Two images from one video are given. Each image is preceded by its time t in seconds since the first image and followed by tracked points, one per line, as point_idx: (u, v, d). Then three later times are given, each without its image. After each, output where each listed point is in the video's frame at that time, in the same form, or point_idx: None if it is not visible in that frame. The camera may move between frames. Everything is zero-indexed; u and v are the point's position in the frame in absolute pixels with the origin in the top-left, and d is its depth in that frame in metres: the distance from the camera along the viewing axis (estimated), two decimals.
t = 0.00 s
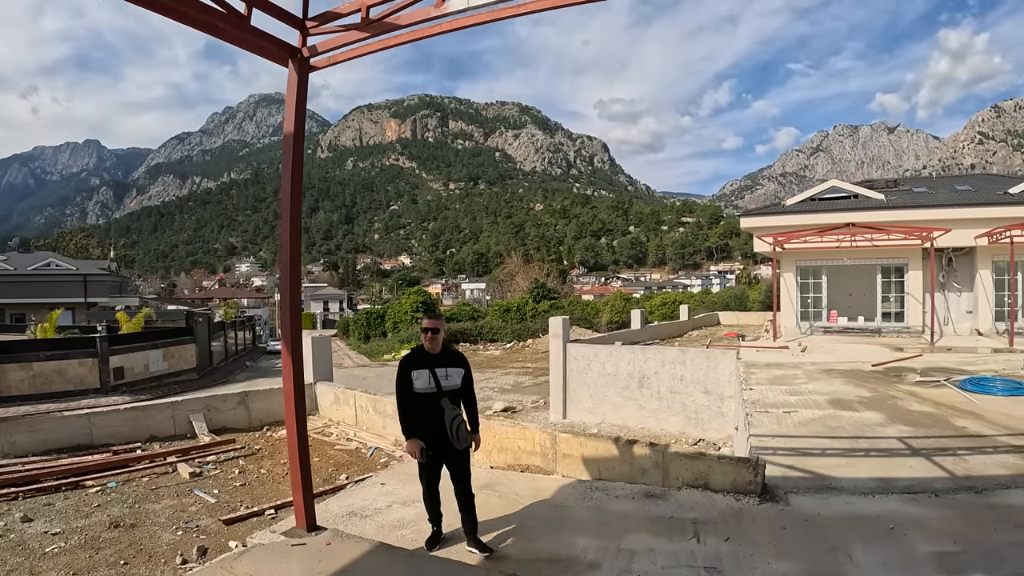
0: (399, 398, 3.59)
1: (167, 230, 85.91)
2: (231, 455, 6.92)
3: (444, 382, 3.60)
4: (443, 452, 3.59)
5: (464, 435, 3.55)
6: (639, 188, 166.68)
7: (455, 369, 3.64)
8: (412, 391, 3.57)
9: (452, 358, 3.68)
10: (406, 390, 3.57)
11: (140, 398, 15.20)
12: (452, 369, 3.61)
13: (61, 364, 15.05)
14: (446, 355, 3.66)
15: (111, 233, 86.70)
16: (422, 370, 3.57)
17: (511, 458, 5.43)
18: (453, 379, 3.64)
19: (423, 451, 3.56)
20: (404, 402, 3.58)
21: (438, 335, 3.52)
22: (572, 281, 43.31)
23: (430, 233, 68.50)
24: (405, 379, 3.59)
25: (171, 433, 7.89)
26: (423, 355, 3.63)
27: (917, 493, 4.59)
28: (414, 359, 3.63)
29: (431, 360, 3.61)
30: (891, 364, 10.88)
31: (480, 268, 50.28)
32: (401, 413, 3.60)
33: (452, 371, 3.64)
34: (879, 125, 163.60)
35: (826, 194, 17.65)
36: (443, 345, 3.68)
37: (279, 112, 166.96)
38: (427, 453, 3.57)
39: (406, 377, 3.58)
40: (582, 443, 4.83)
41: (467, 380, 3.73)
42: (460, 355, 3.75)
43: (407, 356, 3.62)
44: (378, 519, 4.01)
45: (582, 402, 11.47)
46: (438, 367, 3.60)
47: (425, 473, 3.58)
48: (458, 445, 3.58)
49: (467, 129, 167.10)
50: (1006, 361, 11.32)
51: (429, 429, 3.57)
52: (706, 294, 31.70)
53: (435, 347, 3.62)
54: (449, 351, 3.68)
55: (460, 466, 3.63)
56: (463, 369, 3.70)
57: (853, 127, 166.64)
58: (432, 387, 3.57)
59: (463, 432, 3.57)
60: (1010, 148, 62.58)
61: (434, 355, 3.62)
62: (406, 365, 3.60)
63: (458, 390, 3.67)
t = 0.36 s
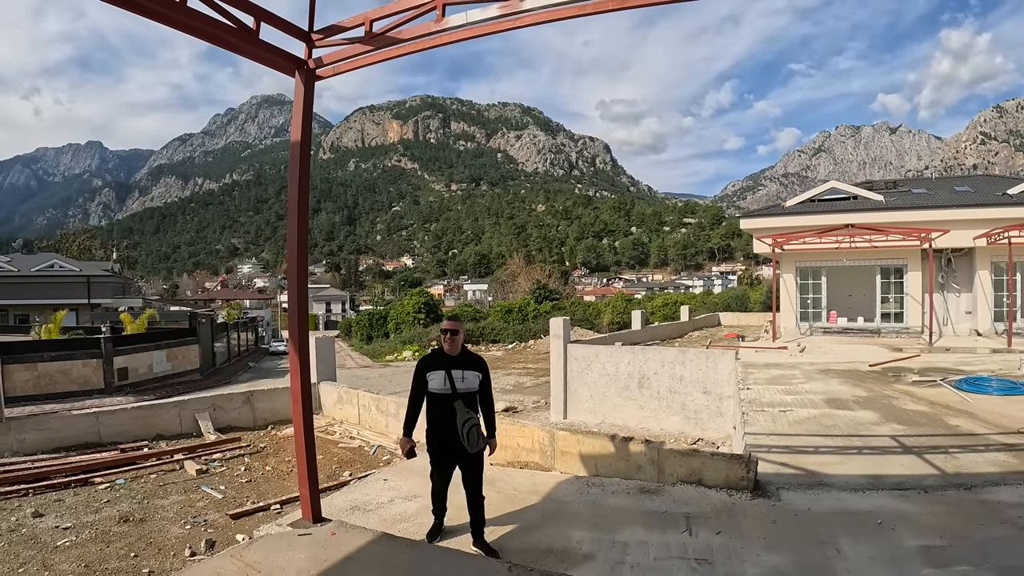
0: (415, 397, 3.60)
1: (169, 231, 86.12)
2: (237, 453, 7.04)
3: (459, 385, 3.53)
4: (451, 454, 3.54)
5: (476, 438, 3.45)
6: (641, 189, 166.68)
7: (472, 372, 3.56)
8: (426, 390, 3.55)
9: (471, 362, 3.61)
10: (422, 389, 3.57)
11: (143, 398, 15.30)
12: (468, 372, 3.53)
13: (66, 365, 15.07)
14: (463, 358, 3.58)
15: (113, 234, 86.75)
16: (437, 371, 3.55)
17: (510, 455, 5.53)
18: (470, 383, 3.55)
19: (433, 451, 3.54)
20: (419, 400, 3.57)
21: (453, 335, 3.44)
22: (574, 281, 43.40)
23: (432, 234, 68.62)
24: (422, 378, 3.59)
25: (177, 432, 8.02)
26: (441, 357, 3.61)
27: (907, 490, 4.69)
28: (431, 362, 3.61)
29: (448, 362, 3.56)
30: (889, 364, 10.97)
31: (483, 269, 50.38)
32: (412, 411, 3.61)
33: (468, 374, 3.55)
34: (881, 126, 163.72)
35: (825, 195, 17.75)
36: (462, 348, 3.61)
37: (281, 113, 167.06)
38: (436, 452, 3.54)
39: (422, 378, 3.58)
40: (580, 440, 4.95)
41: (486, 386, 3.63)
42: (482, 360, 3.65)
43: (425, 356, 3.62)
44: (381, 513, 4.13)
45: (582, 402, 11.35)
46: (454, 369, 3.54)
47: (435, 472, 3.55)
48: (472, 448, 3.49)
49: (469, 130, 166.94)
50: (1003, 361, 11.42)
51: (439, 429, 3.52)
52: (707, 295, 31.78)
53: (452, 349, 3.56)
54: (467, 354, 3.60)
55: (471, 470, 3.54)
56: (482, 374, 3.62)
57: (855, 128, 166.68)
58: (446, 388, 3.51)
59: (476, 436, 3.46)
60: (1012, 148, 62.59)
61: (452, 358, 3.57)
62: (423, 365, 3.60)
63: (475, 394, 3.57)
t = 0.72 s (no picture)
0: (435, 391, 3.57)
1: (171, 231, 86.15)
2: (241, 449, 7.15)
3: (480, 378, 3.52)
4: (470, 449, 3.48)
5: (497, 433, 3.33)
6: (643, 188, 166.67)
7: (493, 365, 3.54)
8: (447, 385, 3.53)
9: (491, 356, 3.58)
10: (443, 384, 3.56)
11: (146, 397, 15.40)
12: (489, 366, 3.52)
13: (70, 364, 15.12)
14: (484, 352, 3.57)
15: (115, 234, 86.85)
16: (458, 365, 3.51)
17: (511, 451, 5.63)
18: (490, 376, 3.54)
19: (452, 444, 3.48)
20: (439, 395, 3.56)
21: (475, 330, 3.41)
22: (576, 281, 43.49)
23: (433, 234, 68.75)
24: (443, 372, 3.58)
25: (182, 428, 8.13)
26: (462, 351, 3.57)
27: (900, 483, 4.78)
28: (451, 356, 3.59)
29: (469, 356, 3.55)
30: (887, 362, 11.07)
31: (484, 269, 50.55)
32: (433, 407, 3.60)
33: (489, 368, 3.54)
34: (883, 125, 163.77)
35: (825, 194, 17.87)
36: (483, 343, 3.61)
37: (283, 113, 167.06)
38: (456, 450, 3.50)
39: (442, 373, 3.56)
40: (579, 435, 5.04)
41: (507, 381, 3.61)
42: (501, 355, 3.63)
43: (447, 351, 3.60)
44: (384, 505, 4.23)
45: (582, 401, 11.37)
46: (475, 363, 3.53)
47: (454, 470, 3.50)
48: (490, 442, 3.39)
49: (471, 130, 166.93)
50: (1000, 359, 11.51)
51: (461, 424, 3.48)
52: (708, 294, 31.85)
53: (474, 344, 3.55)
54: (489, 349, 3.59)
55: (488, 465, 3.49)
56: (503, 368, 3.60)
57: (857, 126, 166.67)
58: (467, 382, 3.49)
59: (497, 431, 3.34)
60: (1014, 146, 62.59)
61: (474, 352, 3.54)
62: (444, 359, 3.58)
63: (496, 387, 3.55)
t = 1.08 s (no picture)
0: (451, 395, 3.57)
1: (173, 233, 86.37)
2: (249, 448, 7.33)
3: (495, 383, 3.59)
4: (487, 451, 3.52)
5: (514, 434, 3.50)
6: (644, 188, 166.72)
7: (506, 370, 3.64)
8: (465, 390, 3.53)
9: (503, 360, 3.67)
10: (459, 388, 3.55)
11: (152, 399, 15.59)
12: (504, 370, 3.61)
13: (75, 365, 15.31)
14: (498, 357, 3.64)
15: (117, 235, 87.06)
16: (475, 369, 3.54)
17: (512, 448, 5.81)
18: (504, 381, 3.63)
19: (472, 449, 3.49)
20: (456, 400, 3.56)
21: (496, 336, 3.49)
22: (578, 280, 43.59)
23: (435, 234, 68.92)
24: (458, 378, 3.56)
25: (191, 428, 8.32)
26: (476, 356, 3.61)
27: (888, 479, 4.94)
28: (465, 360, 3.60)
29: (486, 362, 3.59)
30: (883, 361, 11.22)
31: (486, 269, 50.69)
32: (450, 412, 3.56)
33: (503, 372, 3.63)
34: (884, 123, 163.64)
35: (824, 194, 18.05)
36: (496, 348, 3.67)
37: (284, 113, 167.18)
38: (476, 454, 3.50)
39: (458, 377, 3.55)
40: (577, 434, 5.22)
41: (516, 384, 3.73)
42: (511, 359, 3.72)
43: (462, 356, 3.59)
44: (390, 500, 4.42)
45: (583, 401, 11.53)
46: (491, 368, 3.58)
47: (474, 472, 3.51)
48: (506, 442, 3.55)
49: (472, 130, 166.94)
50: (996, 357, 11.65)
51: (479, 427, 3.52)
52: (709, 293, 31.97)
53: (491, 350, 3.59)
54: (502, 354, 3.68)
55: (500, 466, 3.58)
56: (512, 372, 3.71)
57: (858, 125, 166.58)
58: (485, 386, 3.55)
59: (513, 432, 3.53)
60: (1015, 144, 62.54)
61: (490, 357, 3.60)
62: (459, 365, 3.57)
63: (510, 391, 3.65)
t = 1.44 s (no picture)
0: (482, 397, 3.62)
1: (174, 235, 86.44)
2: (263, 444, 7.57)
3: (525, 381, 3.70)
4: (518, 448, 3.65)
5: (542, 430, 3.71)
6: (644, 188, 166.81)
7: (534, 369, 3.75)
8: (498, 391, 3.61)
9: (528, 358, 3.78)
10: (492, 390, 3.61)
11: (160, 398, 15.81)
12: (533, 370, 3.73)
13: (82, 366, 15.48)
14: (526, 356, 3.73)
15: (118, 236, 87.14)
16: (509, 372, 3.62)
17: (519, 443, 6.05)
18: (531, 378, 3.75)
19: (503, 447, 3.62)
20: (488, 400, 3.61)
21: (528, 337, 3.61)
22: (579, 281, 43.73)
23: (436, 235, 69.10)
24: (490, 379, 3.62)
25: (205, 425, 8.55)
26: (506, 356, 3.66)
27: (880, 470, 5.17)
28: (496, 361, 3.65)
29: (516, 362, 3.67)
30: (880, 360, 11.44)
31: (487, 269, 50.88)
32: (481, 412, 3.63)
33: (531, 369, 3.74)
34: (884, 123, 163.65)
35: (823, 196, 18.29)
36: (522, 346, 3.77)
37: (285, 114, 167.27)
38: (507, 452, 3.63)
39: (491, 379, 3.61)
40: (582, 428, 5.44)
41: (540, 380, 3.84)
42: (533, 356, 3.84)
43: (493, 357, 3.65)
44: (405, 491, 4.65)
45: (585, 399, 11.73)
46: (522, 368, 3.68)
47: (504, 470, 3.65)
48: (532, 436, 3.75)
49: (473, 130, 166.96)
50: (992, 356, 11.86)
51: (512, 427, 3.62)
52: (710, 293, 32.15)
53: (521, 350, 3.68)
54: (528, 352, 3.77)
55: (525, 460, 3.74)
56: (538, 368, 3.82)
57: (858, 124, 166.69)
58: (517, 387, 3.65)
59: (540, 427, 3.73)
60: (1016, 143, 62.55)
61: (519, 357, 3.69)
62: (490, 367, 3.62)
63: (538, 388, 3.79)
